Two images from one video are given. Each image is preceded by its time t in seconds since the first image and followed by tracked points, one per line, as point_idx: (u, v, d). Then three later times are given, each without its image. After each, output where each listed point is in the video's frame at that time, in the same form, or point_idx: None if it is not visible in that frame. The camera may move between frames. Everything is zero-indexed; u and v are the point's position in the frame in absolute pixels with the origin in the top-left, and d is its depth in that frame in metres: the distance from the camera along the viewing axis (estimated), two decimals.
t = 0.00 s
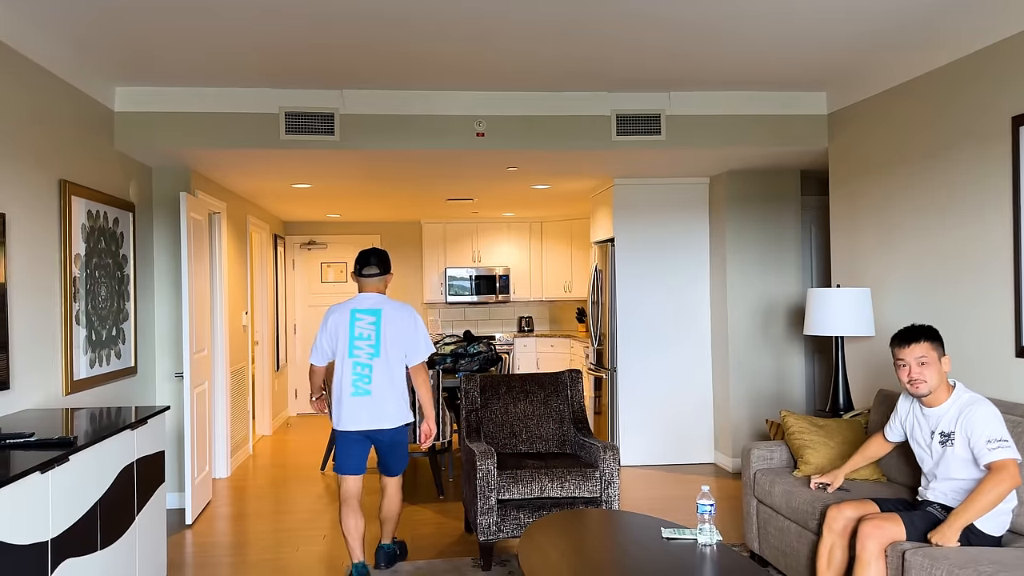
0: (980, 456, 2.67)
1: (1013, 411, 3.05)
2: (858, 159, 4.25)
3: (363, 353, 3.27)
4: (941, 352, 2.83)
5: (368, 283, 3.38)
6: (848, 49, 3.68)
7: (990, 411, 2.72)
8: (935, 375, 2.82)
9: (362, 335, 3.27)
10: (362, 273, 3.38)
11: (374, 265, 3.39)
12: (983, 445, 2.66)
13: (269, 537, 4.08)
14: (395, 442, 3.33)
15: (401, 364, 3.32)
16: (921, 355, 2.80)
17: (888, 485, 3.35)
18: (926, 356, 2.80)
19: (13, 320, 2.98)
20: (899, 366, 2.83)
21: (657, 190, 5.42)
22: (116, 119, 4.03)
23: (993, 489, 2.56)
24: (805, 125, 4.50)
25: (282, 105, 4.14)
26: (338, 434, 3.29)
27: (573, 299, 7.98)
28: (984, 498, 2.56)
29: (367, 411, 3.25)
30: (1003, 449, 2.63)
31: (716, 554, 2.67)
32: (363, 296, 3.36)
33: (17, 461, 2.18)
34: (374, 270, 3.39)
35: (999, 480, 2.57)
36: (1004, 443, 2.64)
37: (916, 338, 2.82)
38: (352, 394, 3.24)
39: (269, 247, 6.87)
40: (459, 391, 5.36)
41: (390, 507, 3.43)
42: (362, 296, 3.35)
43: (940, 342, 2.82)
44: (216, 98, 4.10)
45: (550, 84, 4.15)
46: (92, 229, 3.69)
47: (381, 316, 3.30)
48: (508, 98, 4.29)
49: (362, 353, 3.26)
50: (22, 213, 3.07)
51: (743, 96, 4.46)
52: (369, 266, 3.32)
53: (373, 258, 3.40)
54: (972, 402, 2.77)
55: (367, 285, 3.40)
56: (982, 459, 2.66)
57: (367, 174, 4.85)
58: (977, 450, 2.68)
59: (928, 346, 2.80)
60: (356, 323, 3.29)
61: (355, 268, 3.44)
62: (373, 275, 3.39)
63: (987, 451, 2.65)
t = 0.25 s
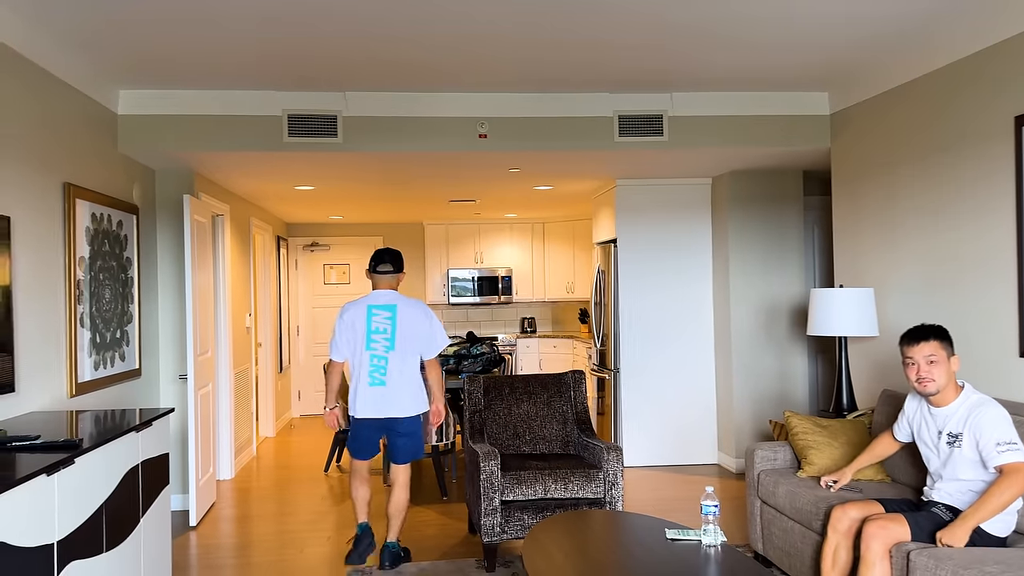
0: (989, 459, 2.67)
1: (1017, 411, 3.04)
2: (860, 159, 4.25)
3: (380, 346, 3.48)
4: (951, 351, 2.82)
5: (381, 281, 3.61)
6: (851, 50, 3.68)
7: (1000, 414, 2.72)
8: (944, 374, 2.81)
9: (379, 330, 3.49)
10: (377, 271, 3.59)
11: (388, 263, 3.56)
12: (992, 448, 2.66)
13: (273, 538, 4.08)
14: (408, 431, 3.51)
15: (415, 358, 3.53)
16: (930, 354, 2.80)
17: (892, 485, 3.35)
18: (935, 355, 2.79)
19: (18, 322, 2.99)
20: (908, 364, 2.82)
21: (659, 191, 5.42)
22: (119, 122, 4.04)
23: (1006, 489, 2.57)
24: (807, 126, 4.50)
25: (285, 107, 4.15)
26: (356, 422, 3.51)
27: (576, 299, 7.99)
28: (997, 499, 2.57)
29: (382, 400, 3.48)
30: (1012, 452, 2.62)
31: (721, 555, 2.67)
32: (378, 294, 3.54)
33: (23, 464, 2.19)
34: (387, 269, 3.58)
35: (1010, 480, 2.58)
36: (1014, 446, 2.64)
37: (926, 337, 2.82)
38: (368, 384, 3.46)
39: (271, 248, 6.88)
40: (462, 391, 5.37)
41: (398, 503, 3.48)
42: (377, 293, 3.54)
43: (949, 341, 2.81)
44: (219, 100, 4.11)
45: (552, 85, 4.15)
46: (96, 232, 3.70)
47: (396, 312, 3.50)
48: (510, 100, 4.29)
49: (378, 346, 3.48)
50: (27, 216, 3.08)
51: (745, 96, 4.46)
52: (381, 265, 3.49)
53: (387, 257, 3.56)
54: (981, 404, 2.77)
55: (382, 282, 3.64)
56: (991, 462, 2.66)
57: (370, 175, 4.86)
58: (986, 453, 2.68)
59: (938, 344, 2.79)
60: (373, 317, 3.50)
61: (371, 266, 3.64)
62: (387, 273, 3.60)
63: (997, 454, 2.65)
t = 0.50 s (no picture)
0: (986, 458, 2.67)
1: (1011, 410, 3.05)
2: (854, 159, 4.26)
3: (381, 348, 3.68)
4: (949, 350, 2.83)
5: (379, 286, 3.78)
6: (845, 50, 3.69)
7: (997, 413, 2.72)
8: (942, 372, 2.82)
9: (379, 333, 3.69)
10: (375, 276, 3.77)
11: (386, 269, 3.76)
12: (989, 446, 2.67)
13: (269, 540, 4.07)
14: (407, 428, 3.71)
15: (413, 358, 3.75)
16: (927, 352, 2.80)
17: (887, 484, 3.36)
18: (933, 353, 2.80)
19: (12, 324, 2.98)
20: (905, 362, 2.83)
21: (654, 191, 5.43)
22: (113, 123, 4.03)
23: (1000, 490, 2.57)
24: (802, 126, 4.52)
25: (279, 108, 4.14)
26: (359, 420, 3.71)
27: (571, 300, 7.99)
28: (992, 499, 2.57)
29: (383, 400, 3.67)
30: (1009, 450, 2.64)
31: (717, 555, 2.67)
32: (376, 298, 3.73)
33: (17, 466, 2.18)
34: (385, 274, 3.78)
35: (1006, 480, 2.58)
36: (1010, 445, 2.65)
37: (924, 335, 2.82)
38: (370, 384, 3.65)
39: (266, 250, 6.86)
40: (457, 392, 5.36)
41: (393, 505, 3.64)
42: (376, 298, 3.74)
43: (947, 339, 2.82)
44: (213, 101, 4.10)
45: (547, 86, 4.15)
46: (90, 233, 3.68)
47: (395, 316, 3.70)
48: (505, 100, 4.29)
49: (378, 348, 3.67)
50: (20, 218, 3.06)
51: (740, 97, 4.47)
52: (381, 271, 3.70)
53: (385, 263, 3.75)
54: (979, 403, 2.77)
55: (379, 288, 3.79)
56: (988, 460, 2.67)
57: (364, 176, 4.85)
58: (983, 451, 2.68)
59: (935, 342, 2.80)
60: (373, 321, 3.69)
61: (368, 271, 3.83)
62: (383, 277, 3.78)
63: (994, 453, 2.65)
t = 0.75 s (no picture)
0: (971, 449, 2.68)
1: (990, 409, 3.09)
2: (836, 161, 4.30)
3: (364, 347, 3.79)
4: (925, 349, 2.85)
5: (363, 287, 3.86)
6: (827, 53, 3.72)
7: (978, 407, 2.75)
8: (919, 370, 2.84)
9: (362, 332, 3.80)
10: (358, 277, 3.87)
11: (369, 270, 3.88)
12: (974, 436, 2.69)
13: (251, 544, 4.04)
14: (391, 422, 3.82)
15: (396, 356, 3.86)
16: (903, 353, 2.83)
17: (869, 484, 3.39)
18: (908, 353, 2.82)
19: None
20: (882, 363, 2.85)
21: (638, 193, 5.45)
22: (93, 124, 3.98)
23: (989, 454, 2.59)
24: (784, 128, 4.55)
25: (262, 109, 4.11)
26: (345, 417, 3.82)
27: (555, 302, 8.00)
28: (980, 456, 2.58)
29: (368, 397, 3.77)
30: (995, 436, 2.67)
31: (701, 555, 2.68)
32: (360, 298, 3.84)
33: None
34: (368, 274, 3.87)
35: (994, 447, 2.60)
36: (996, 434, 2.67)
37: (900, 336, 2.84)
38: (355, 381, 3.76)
39: (249, 251, 6.82)
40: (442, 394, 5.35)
41: (390, 483, 3.87)
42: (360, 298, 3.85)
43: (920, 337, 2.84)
44: (195, 102, 4.07)
45: (531, 88, 4.16)
46: (69, 235, 3.64)
47: (377, 315, 3.82)
48: (489, 102, 4.29)
49: (362, 347, 3.78)
50: None
51: (723, 99, 4.49)
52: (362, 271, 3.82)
53: (368, 264, 3.90)
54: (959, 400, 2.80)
55: (362, 289, 3.88)
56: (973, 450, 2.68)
57: (348, 177, 4.83)
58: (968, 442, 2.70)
59: (910, 342, 2.82)
60: (356, 321, 3.80)
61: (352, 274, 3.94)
62: (367, 279, 3.87)
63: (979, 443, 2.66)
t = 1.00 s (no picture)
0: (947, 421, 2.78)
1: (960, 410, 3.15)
2: (809, 165, 4.36)
3: (343, 347, 3.91)
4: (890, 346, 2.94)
5: (351, 289, 4.04)
6: (799, 58, 3.77)
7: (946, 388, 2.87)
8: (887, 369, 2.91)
9: (342, 333, 3.93)
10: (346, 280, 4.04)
11: (355, 274, 4.04)
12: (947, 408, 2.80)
13: (225, 549, 4.00)
14: (371, 422, 3.92)
15: (374, 356, 3.94)
16: (870, 351, 2.90)
17: (841, 484, 3.43)
18: (875, 351, 2.90)
19: None
20: (851, 363, 2.93)
21: (613, 196, 5.47)
22: (63, 124, 3.92)
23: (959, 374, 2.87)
24: (757, 132, 4.60)
25: (236, 110, 4.08)
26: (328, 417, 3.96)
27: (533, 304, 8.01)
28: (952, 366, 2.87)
29: (345, 396, 3.90)
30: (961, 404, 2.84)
31: (676, 556, 2.70)
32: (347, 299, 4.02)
33: None
34: (355, 277, 4.03)
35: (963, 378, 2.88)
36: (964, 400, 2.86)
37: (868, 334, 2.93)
38: (333, 380, 3.89)
39: (223, 253, 6.75)
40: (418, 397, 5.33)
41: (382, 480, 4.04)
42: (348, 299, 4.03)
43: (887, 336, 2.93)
44: (168, 103, 4.02)
45: (508, 90, 4.16)
46: (39, 237, 3.58)
47: (356, 316, 3.93)
48: (466, 104, 4.29)
49: (341, 347, 3.91)
50: None
51: (698, 103, 4.54)
52: (348, 274, 3.99)
53: (355, 268, 4.04)
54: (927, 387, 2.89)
55: (351, 291, 4.05)
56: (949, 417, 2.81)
57: (324, 179, 4.80)
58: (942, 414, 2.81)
59: (876, 340, 2.91)
60: (336, 321, 3.93)
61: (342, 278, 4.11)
62: (354, 282, 4.04)
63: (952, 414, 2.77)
